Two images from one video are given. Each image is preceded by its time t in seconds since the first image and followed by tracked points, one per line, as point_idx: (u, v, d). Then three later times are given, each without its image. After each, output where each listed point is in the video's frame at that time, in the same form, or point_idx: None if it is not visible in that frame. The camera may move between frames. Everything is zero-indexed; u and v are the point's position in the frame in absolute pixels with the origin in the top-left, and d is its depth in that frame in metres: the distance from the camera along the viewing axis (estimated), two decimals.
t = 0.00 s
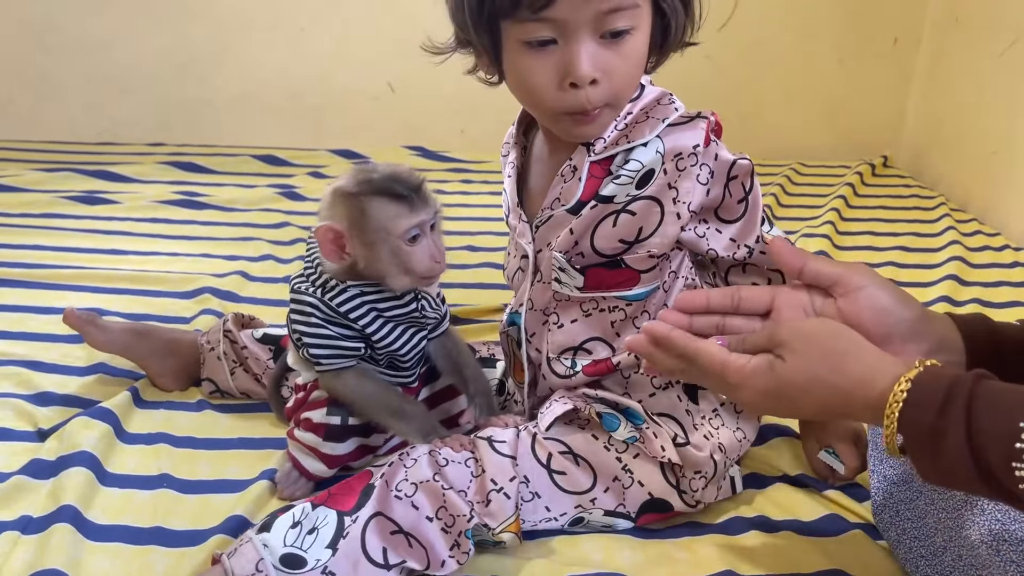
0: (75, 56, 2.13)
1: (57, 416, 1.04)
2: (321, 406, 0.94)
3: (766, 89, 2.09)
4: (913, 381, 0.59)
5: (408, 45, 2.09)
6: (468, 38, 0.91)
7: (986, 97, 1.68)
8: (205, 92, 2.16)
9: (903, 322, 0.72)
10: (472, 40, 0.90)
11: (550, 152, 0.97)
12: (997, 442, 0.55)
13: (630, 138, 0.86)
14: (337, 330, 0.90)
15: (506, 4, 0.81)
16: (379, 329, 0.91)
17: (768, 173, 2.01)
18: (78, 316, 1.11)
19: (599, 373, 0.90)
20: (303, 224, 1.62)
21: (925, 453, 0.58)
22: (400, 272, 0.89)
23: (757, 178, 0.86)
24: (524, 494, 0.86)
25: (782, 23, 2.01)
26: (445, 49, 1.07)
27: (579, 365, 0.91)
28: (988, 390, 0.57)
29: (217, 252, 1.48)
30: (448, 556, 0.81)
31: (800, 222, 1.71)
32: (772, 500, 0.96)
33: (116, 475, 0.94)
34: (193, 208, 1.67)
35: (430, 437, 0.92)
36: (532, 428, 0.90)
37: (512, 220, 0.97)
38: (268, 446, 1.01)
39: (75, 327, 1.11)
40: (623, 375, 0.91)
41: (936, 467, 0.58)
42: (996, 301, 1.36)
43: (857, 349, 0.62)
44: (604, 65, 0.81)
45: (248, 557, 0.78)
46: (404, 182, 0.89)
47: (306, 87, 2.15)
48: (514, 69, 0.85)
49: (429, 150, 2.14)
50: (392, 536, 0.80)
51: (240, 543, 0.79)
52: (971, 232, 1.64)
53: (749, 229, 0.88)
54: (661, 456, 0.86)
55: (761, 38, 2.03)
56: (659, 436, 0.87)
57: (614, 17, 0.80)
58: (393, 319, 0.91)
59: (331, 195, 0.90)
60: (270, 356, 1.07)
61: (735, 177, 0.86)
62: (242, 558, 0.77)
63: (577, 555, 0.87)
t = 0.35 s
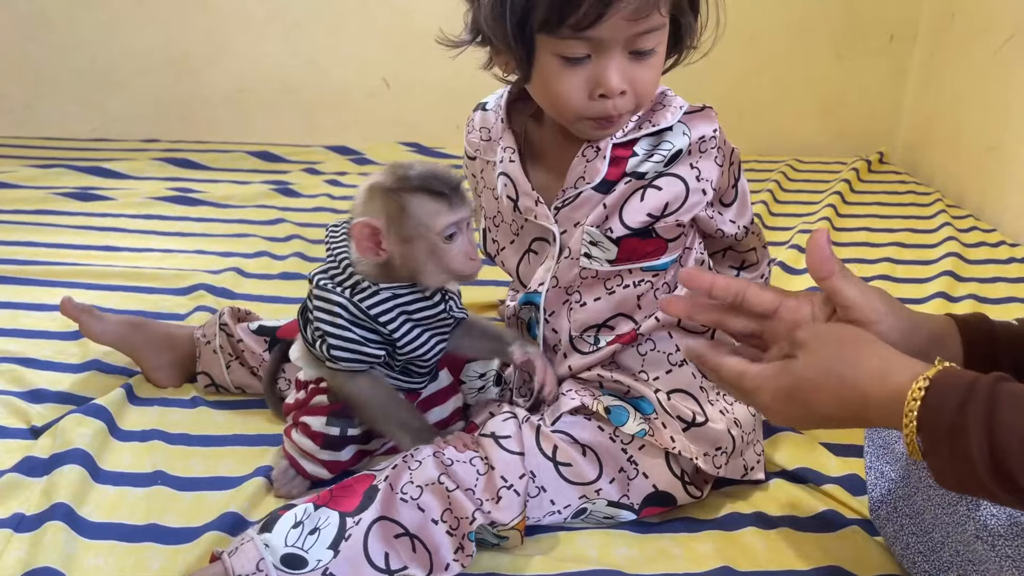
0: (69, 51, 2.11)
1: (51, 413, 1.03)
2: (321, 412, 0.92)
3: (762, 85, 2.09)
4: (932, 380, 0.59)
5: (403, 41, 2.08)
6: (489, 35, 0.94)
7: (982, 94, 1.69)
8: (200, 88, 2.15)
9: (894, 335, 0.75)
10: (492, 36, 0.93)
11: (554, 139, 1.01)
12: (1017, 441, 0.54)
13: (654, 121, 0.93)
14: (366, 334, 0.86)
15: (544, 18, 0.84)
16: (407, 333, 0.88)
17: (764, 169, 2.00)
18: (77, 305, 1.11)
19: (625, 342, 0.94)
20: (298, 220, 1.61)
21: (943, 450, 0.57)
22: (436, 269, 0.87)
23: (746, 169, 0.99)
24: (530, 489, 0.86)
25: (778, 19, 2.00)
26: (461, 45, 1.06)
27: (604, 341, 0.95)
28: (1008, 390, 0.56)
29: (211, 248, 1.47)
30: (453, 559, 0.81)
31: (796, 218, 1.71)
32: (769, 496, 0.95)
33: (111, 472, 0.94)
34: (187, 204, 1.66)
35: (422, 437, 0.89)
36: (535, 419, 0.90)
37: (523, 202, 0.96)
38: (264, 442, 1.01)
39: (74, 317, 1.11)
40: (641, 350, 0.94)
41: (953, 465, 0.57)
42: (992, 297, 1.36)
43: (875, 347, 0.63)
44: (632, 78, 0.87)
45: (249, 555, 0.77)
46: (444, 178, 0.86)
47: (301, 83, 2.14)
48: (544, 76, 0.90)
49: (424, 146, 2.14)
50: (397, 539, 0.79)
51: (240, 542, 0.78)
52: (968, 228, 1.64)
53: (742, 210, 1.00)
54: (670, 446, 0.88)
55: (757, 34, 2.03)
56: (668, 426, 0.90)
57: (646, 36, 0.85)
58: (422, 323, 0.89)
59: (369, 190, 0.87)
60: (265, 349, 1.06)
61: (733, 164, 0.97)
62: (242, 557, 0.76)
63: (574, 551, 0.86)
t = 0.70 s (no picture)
0: (59, 48, 2.10)
1: (41, 412, 1.03)
2: (339, 411, 0.90)
3: (753, 83, 2.09)
4: (912, 382, 0.60)
5: (395, 38, 2.08)
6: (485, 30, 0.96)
7: (971, 91, 1.69)
8: (191, 86, 2.14)
9: (844, 295, 0.79)
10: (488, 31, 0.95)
11: (545, 133, 1.03)
12: (997, 439, 0.55)
13: (640, 114, 0.96)
14: (420, 327, 0.85)
15: (541, 14, 0.87)
16: (469, 339, 0.84)
17: (755, 166, 2.01)
18: (69, 300, 1.12)
19: (619, 330, 0.95)
20: (290, 218, 1.61)
21: (927, 449, 0.59)
22: (518, 278, 0.82)
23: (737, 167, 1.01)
24: (522, 490, 0.87)
25: (769, 16, 2.01)
26: (457, 44, 1.06)
27: (595, 329, 0.96)
28: (987, 385, 0.57)
29: (202, 246, 1.47)
30: (443, 564, 0.81)
31: (787, 215, 1.72)
32: (758, 491, 0.96)
33: (100, 470, 0.94)
34: (178, 202, 1.66)
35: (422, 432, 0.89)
36: (526, 419, 0.91)
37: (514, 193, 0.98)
38: (254, 439, 1.01)
39: (66, 312, 1.11)
40: (637, 340, 0.97)
41: (938, 462, 0.59)
42: (980, 293, 1.37)
43: (850, 361, 0.65)
44: (624, 73, 0.90)
45: (240, 560, 0.76)
46: (542, 184, 0.80)
47: (293, 80, 2.14)
48: (539, 71, 0.92)
49: (416, 144, 2.14)
50: (388, 545, 0.78)
51: (231, 546, 0.77)
52: (956, 225, 1.65)
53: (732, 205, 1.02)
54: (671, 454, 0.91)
55: (748, 32, 2.03)
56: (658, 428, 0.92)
57: (638, 32, 0.88)
58: (488, 331, 0.85)
59: (461, 181, 0.82)
60: (257, 344, 1.07)
61: (722, 160, 1.00)
62: (233, 561, 0.76)
63: (563, 547, 0.87)
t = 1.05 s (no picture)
0: (44, 48, 2.11)
1: (23, 411, 1.04)
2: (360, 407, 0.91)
3: (737, 83, 2.11)
4: (878, 366, 0.61)
5: (380, 39, 2.09)
6: (469, 23, 0.96)
7: (950, 91, 1.72)
8: (176, 85, 2.15)
9: (814, 295, 0.80)
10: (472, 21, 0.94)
11: (512, 138, 1.04)
12: (957, 423, 0.56)
13: (612, 117, 0.97)
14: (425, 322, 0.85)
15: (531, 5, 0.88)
16: (475, 339, 0.85)
17: (738, 165, 2.03)
18: (48, 303, 1.13)
19: (597, 332, 0.98)
20: (274, 218, 1.62)
21: (892, 433, 0.60)
22: (530, 280, 0.84)
23: (708, 169, 1.03)
24: (501, 488, 0.88)
25: (752, 16, 2.03)
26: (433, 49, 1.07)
27: (573, 332, 0.99)
28: (951, 371, 0.58)
29: (186, 246, 1.48)
30: (421, 561, 0.82)
31: (768, 214, 1.74)
32: (733, 487, 0.98)
33: (82, 469, 0.95)
34: (163, 202, 1.67)
35: (417, 427, 0.89)
36: (505, 418, 0.92)
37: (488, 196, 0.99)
38: (236, 437, 1.02)
39: (45, 315, 1.12)
40: (615, 341, 1.00)
41: (902, 445, 0.60)
42: (955, 291, 1.39)
43: (821, 339, 0.65)
44: (608, 68, 0.91)
45: (219, 558, 0.76)
46: (552, 188, 0.82)
47: (278, 80, 2.14)
48: (523, 64, 0.92)
49: (401, 144, 2.15)
50: (366, 543, 0.79)
51: (210, 543, 0.77)
52: (934, 224, 1.67)
53: (702, 207, 1.05)
54: (641, 455, 0.94)
55: (731, 32, 2.05)
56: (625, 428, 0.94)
57: (623, 27, 0.89)
58: (493, 331, 0.86)
59: (474, 188, 0.84)
60: (238, 344, 1.08)
61: (693, 162, 1.02)
62: (213, 559, 0.76)
63: (540, 542, 0.88)
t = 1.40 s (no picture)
0: (29, 46, 2.09)
1: (8, 410, 1.03)
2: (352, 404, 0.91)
3: (724, 81, 2.12)
4: (863, 359, 0.61)
5: (368, 37, 2.09)
6: (455, 18, 0.96)
7: (934, 88, 1.73)
8: (163, 83, 2.14)
9: (797, 294, 0.81)
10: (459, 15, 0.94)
11: (500, 135, 1.04)
12: (942, 418, 0.56)
13: (600, 113, 0.98)
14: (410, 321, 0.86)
15: None
16: (462, 339, 0.86)
17: (725, 163, 2.04)
18: (34, 302, 1.12)
19: (585, 328, 0.99)
20: (262, 216, 1.62)
21: (876, 425, 0.60)
22: (528, 284, 0.83)
23: (692, 165, 1.04)
24: (487, 485, 0.88)
25: (739, 14, 2.04)
26: (420, 48, 1.07)
27: (561, 327, 0.99)
28: (934, 365, 0.58)
29: (173, 244, 1.48)
30: (408, 557, 0.82)
31: (754, 212, 1.75)
32: (718, 482, 0.98)
33: (67, 468, 0.95)
34: (150, 201, 1.66)
35: (403, 424, 0.89)
36: (492, 414, 0.91)
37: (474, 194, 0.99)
38: (222, 434, 1.02)
39: (30, 313, 1.12)
40: (602, 337, 1.00)
41: (886, 438, 0.60)
42: (939, 287, 1.40)
43: (807, 333, 0.66)
44: (596, 60, 0.91)
45: (204, 555, 0.76)
46: (553, 193, 0.82)
47: (266, 78, 2.14)
48: (512, 57, 0.92)
49: (389, 142, 2.15)
50: (352, 540, 0.80)
51: (196, 540, 0.77)
52: (919, 220, 1.69)
53: (688, 203, 1.05)
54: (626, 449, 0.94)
55: (718, 30, 2.06)
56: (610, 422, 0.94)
57: (609, 19, 0.90)
58: (478, 330, 0.86)
59: (473, 192, 0.82)
60: (225, 341, 1.08)
61: (676, 158, 1.03)
62: (197, 556, 0.76)
63: (526, 537, 0.89)
